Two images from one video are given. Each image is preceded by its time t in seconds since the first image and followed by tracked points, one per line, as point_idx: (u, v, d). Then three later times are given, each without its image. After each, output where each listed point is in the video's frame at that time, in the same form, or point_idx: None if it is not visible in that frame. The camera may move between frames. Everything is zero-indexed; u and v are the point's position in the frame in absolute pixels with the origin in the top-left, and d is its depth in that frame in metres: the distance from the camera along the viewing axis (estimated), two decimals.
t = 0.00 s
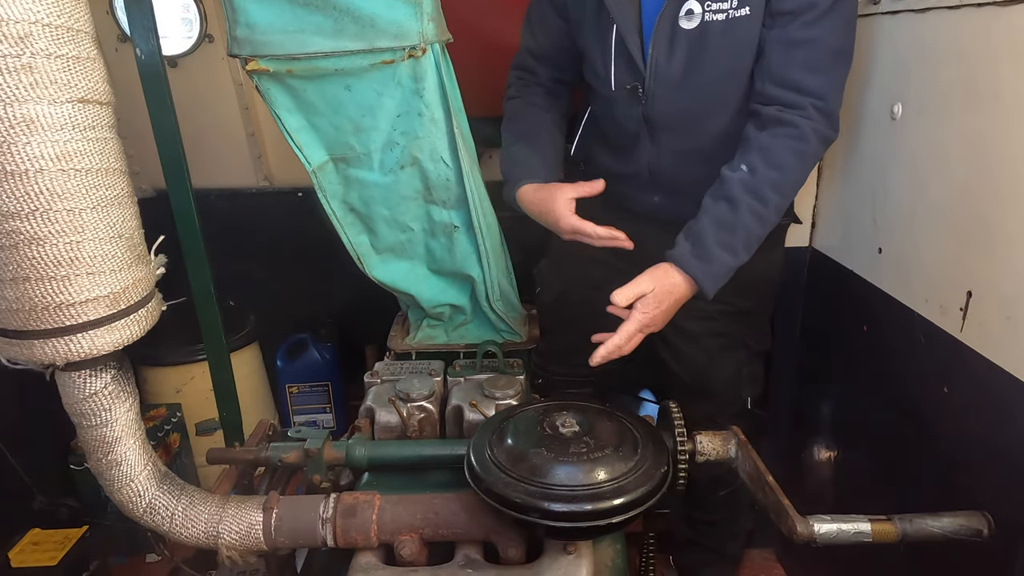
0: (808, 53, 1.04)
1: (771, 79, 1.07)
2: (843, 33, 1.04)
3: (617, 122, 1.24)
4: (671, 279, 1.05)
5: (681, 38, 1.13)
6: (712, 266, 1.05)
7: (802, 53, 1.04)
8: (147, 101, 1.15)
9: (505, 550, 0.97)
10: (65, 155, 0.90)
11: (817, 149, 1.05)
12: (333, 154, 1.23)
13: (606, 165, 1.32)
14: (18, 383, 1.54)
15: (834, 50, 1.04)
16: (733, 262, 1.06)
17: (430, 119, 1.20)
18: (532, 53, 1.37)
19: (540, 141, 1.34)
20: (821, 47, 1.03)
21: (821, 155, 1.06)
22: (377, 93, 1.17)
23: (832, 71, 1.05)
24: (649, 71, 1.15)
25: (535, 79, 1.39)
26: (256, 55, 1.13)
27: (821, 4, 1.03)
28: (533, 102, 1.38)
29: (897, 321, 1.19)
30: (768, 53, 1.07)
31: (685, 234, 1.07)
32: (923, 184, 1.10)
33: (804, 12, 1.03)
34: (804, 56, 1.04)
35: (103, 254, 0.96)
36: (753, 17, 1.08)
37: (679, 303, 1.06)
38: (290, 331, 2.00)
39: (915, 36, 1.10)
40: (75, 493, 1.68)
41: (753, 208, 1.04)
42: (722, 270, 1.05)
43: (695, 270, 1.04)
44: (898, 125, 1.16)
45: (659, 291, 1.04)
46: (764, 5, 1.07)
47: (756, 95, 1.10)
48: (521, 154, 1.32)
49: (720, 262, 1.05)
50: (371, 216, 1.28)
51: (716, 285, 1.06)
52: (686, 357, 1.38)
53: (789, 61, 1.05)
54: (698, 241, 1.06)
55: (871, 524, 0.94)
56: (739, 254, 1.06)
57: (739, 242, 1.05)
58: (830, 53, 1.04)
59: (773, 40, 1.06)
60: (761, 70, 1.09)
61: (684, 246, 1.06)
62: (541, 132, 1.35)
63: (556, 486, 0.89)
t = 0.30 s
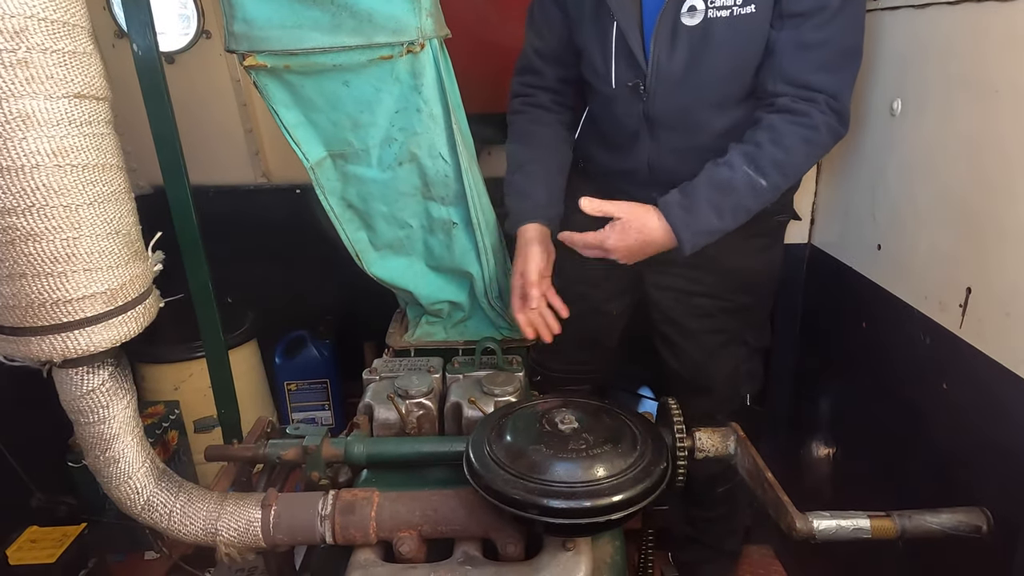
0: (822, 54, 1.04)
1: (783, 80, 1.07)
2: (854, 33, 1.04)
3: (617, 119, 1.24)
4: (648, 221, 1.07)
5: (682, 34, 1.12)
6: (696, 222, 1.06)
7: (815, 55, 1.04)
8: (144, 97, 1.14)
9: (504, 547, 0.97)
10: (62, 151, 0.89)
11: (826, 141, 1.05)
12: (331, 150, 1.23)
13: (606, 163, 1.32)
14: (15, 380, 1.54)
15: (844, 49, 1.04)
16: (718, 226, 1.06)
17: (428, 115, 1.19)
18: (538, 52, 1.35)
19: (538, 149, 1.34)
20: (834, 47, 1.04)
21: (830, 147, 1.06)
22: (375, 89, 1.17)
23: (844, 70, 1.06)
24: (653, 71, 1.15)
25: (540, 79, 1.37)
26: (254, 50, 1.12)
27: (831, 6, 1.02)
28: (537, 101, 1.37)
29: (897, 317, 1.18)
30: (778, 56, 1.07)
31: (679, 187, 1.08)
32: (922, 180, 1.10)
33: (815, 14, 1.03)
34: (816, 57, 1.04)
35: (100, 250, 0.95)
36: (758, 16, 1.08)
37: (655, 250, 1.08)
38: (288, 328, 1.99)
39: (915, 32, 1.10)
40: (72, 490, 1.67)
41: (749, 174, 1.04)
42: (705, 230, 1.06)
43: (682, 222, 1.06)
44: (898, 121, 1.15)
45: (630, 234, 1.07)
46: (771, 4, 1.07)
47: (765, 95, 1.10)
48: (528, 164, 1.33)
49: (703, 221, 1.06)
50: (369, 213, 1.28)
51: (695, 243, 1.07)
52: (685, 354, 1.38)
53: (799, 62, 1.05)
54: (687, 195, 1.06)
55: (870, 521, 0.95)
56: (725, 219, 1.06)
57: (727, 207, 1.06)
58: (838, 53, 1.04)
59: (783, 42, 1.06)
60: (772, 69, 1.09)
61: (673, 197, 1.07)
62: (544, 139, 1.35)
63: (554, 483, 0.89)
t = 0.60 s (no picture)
0: (820, 51, 1.04)
1: (782, 76, 1.07)
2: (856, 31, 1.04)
3: (617, 117, 1.24)
4: (665, 258, 1.07)
5: (682, 31, 1.12)
6: (710, 249, 1.06)
7: (813, 51, 1.04)
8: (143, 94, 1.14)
9: (504, 543, 0.97)
10: (61, 148, 0.89)
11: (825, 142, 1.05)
12: (331, 147, 1.23)
13: (606, 160, 1.32)
14: (14, 377, 1.54)
15: (844, 47, 1.04)
16: (732, 248, 1.07)
17: (427, 112, 1.19)
18: (538, 50, 1.34)
19: (549, 146, 1.34)
20: (833, 43, 1.03)
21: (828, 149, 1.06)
22: (374, 86, 1.17)
23: (843, 67, 1.05)
24: (652, 68, 1.15)
25: (544, 77, 1.37)
26: (253, 47, 1.12)
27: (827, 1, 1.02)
28: (543, 98, 1.37)
29: (896, 315, 1.18)
30: (777, 51, 1.07)
31: (686, 217, 1.09)
32: (922, 177, 1.10)
33: (812, 10, 1.03)
34: (813, 54, 1.04)
35: (99, 247, 0.95)
36: (756, 12, 1.08)
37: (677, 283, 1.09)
38: (287, 325, 1.99)
39: (914, 29, 1.10)
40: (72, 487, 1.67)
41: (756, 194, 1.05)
42: (720, 254, 1.07)
43: (693, 251, 1.06)
44: (897, 118, 1.15)
45: (650, 275, 1.07)
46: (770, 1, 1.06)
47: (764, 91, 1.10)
48: (540, 161, 1.33)
49: (717, 245, 1.06)
50: (369, 210, 1.28)
51: (714, 269, 1.08)
52: (684, 351, 1.39)
53: (797, 58, 1.05)
54: (698, 224, 1.07)
55: (868, 517, 0.95)
56: (740, 239, 1.07)
57: (739, 226, 1.06)
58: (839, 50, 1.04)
59: (782, 38, 1.06)
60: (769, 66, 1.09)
61: (684, 228, 1.08)
62: (553, 136, 1.34)
63: (554, 480, 0.89)
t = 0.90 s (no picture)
0: (830, 52, 1.04)
1: (792, 79, 1.07)
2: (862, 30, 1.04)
3: (619, 114, 1.24)
4: (675, 260, 1.12)
5: (685, 28, 1.12)
6: (713, 251, 1.10)
7: (824, 52, 1.04)
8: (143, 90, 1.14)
9: (504, 540, 0.97)
10: (60, 144, 0.89)
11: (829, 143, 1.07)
12: (330, 144, 1.22)
13: (607, 157, 1.31)
14: (15, 375, 1.54)
15: (850, 47, 1.04)
16: (735, 249, 1.10)
17: (427, 109, 1.19)
18: (539, 48, 1.34)
19: (550, 148, 1.34)
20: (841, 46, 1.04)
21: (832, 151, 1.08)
22: (374, 83, 1.17)
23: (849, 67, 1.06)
24: (654, 64, 1.14)
25: (545, 76, 1.36)
26: (252, 43, 1.12)
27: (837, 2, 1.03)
28: (543, 97, 1.37)
29: (896, 312, 1.18)
30: (785, 52, 1.07)
31: (692, 221, 1.12)
32: (922, 174, 1.10)
33: (822, 11, 1.03)
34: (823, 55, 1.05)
35: (99, 244, 0.95)
36: (762, 10, 1.07)
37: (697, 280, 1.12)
38: (287, 322, 1.99)
39: (914, 27, 1.10)
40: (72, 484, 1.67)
41: (755, 199, 1.08)
42: (723, 255, 1.10)
43: (699, 254, 1.10)
44: (898, 115, 1.15)
45: (665, 278, 1.12)
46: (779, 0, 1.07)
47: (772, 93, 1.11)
48: (539, 162, 1.33)
49: (720, 248, 1.10)
50: (369, 207, 1.28)
51: (721, 269, 1.11)
52: (685, 349, 1.39)
53: (807, 60, 1.05)
54: (702, 228, 1.11)
55: (868, 514, 0.94)
56: (742, 241, 1.10)
57: (741, 229, 1.09)
58: (847, 47, 1.04)
59: (792, 40, 1.06)
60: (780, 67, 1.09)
61: (689, 232, 1.12)
62: (553, 138, 1.34)
63: (554, 477, 0.89)
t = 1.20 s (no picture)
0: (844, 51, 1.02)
1: (812, 78, 1.06)
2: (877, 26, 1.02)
3: (624, 111, 1.23)
4: (731, 286, 1.14)
5: (693, 25, 1.12)
6: (767, 269, 1.11)
7: (840, 51, 1.03)
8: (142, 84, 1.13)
9: (505, 534, 0.97)
10: (60, 138, 0.89)
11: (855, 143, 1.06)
12: (331, 138, 1.22)
13: (610, 152, 1.31)
14: (16, 369, 1.54)
15: (863, 42, 1.02)
16: (790, 263, 1.10)
17: (428, 102, 1.19)
18: (541, 45, 1.33)
19: (551, 148, 1.33)
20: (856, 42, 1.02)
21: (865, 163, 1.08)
22: (374, 76, 1.17)
23: (864, 63, 1.03)
24: (661, 60, 1.14)
25: (545, 73, 1.35)
26: (253, 36, 1.12)
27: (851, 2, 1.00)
28: (543, 94, 1.36)
29: (896, 307, 1.18)
30: (801, 50, 1.06)
31: (739, 245, 1.13)
32: (925, 169, 1.09)
33: (837, 11, 1.02)
34: (834, 52, 1.03)
35: (99, 237, 0.95)
36: (772, 8, 1.07)
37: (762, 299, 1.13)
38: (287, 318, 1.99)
39: (916, 21, 1.10)
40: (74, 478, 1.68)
41: (798, 211, 1.07)
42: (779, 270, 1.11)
43: (756, 277, 1.11)
44: (901, 109, 1.14)
45: (727, 305, 1.14)
46: None
47: (790, 93, 1.10)
48: (541, 162, 1.33)
49: (775, 264, 1.10)
50: (370, 201, 1.27)
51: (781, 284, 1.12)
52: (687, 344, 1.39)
53: (824, 60, 1.04)
54: (751, 250, 1.11)
55: (870, 509, 0.94)
56: (794, 253, 1.10)
57: (790, 242, 1.09)
58: (865, 44, 1.02)
59: (807, 41, 1.05)
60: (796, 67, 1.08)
61: (740, 257, 1.13)
62: (553, 138, 1.34)
63: (555, 471, 0.89)
